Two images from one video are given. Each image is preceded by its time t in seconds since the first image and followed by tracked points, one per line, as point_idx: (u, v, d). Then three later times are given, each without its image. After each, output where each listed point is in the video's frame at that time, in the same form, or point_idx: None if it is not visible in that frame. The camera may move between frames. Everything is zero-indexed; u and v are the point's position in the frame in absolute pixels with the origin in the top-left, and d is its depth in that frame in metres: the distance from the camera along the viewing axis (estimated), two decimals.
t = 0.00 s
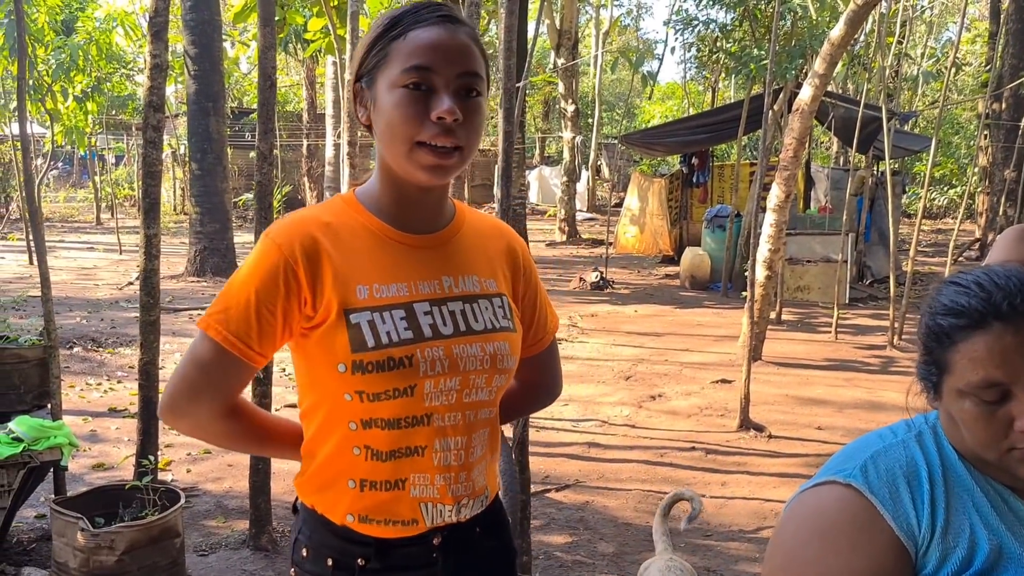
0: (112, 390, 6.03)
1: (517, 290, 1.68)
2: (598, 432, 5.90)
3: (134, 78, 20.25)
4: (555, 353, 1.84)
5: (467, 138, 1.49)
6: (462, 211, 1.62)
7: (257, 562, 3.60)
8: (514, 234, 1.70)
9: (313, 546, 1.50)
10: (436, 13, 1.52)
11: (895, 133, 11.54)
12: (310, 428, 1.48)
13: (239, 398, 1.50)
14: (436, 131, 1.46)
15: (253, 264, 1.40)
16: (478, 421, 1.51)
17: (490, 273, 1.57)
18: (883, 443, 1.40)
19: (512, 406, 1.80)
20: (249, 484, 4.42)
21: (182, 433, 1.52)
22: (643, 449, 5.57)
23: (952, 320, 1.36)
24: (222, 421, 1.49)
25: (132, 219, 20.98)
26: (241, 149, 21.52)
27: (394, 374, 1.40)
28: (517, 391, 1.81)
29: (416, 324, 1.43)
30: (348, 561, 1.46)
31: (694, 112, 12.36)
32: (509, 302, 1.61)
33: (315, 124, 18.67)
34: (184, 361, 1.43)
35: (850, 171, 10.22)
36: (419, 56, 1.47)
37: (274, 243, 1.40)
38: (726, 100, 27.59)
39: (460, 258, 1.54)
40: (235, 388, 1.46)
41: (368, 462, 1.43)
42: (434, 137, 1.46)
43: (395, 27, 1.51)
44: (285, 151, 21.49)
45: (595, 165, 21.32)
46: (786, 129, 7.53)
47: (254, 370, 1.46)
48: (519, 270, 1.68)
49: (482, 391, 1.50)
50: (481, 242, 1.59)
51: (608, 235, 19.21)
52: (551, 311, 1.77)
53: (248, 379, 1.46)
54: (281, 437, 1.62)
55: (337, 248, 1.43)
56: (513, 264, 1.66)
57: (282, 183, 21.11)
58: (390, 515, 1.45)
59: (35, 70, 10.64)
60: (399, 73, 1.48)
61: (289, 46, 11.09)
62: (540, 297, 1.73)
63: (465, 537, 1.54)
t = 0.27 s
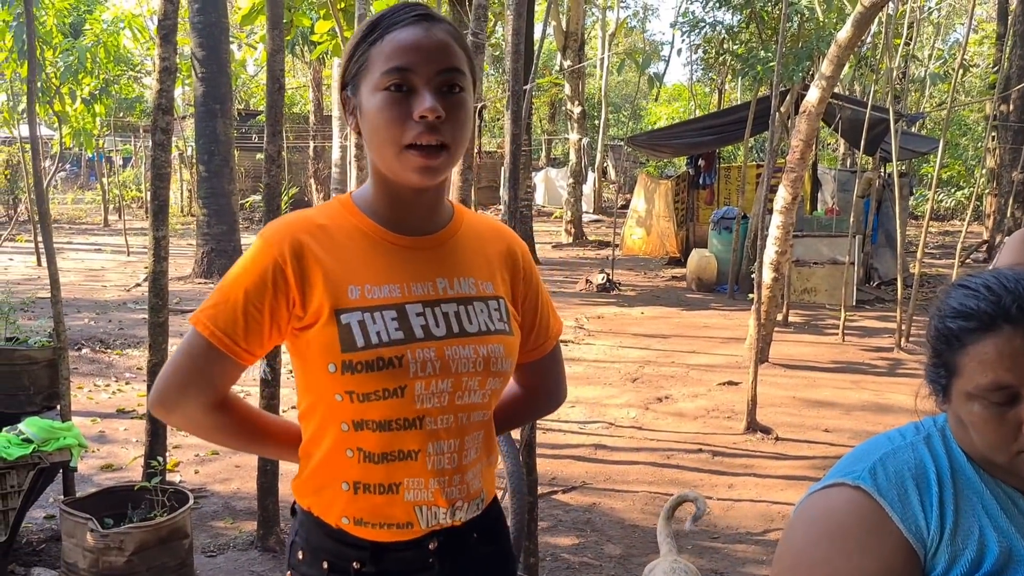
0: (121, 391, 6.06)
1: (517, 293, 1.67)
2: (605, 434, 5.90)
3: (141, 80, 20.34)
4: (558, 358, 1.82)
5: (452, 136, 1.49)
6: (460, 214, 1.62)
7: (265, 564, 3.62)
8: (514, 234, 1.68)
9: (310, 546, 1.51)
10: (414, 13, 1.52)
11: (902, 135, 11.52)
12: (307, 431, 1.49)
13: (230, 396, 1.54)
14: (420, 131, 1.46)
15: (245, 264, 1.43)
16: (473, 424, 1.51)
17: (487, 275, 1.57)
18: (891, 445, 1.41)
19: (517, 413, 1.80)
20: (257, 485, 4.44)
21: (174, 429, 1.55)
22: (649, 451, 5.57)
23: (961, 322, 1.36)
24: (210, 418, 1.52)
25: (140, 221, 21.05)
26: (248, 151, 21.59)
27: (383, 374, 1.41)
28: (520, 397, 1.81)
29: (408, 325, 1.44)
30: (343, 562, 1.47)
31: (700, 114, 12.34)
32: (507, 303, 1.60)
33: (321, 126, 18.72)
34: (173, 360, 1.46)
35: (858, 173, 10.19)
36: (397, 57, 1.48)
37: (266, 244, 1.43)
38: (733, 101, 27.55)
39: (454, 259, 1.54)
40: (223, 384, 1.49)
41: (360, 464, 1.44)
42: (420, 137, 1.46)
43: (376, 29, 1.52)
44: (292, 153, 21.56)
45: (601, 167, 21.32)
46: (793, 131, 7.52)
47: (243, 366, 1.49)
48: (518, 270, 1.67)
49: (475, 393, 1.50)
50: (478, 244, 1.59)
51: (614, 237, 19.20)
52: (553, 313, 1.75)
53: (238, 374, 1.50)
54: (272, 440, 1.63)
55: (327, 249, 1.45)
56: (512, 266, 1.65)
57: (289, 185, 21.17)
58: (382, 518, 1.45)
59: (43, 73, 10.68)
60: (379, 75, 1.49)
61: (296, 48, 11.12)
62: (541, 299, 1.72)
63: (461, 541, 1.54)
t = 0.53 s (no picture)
0: (129, 391, 6.09)
1: (524, 297, 1.63)
2: (612, 434, 5.90)
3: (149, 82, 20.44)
4: (573, 359, 1.78)
5: (445, 136, 1.48)
6: (464, 215, 1.59)
7: (273, 563, 3.63)
8: (522, 234, 1.64)
9: (310, 544, 1.53)
10: (408, 14, 1.52)
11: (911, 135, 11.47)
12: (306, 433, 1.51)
13: (237, 395, 1.59)
14: (410, 132, 1.45)
15: (243, 270, 1.47)
16: (467, 430, 1.49)
17: (486, 277, 1.54)
18: (900, 445, 1.40)
19: (531, 419, 1.78)
20: (265, 485, 4.46)
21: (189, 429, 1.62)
22: (656, 451, 5.56)
23: (970, 322, 1.36)
24: (217, 418, 1.58)
25: (148, 222, 21.17)
26: (256, 152, 21.68)
27: (371, 379, 1.42)
28: (534, 402, 1.79)
29: (397, 330, 1.43)
30: (341, 561, 1.49)
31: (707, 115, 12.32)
32: (509, 306, 1.57)
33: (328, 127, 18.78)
34: (182, 364, 1.53)
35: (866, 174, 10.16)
36: (389, 58, 1.48)
37: (263, 249, 1.46)
38: (739, 102, 27.52)
39: (451, 262, 1.52)
40: (227, 386, 1.55)
41: (353, 468, 1.46)
42: (411, 137, 1.46)
43: (371, 32, 1.53)
44: (299, 155, 21.62)
45: (608, 167, 21.32)
46: (801, 132, 7.50)
47: (248, 369, 1.55)
48: (526, 271, 1.62)
49: (467, 399, 1.48)
50: (479, 246, 1.56)
51: (621, 238, 19.20)
52: (564, 316, 1.71)
53: (243, 376, 1.55)
54: (277, 445, 1.67)
55: (321, 253, 1.46)
56: (518, 268, 1.60)
57: (297, 186, 21.25)
58: (376, 520, 1.46)
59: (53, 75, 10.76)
60: (372, 77, 1.49)
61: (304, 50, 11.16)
62: (550, 302, 1.67)
63: (460, 546, 1.53)
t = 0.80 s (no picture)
0: (137, 395, 6.11)
1: (530, 304, 1.61)
2: (620, 438, 5.88)
3: (157, 86, 20.55)
4: (586, 365, 1.75)
5: (441, 139, 1.46)
6: (470, 218, 1.57)
7: (282, 567, 3.63)
8: (530, 239, 1.61)
9: (315, 545, 1.54)
10: (407, 19, 1.52)
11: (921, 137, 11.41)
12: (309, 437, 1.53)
13: (248, 398, 1.61)
14: (405, 136, 1.44)
15: (246, 276, 1.49)
16: (464, 437, 1.47)
17: (487, 283, 1.51)
18: (909, 450, 1.39)
19: (545, 428, 1.77)
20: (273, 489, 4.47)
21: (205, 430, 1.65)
22: (665, 455, 5.55)
23: (980, 327, 1.35)
24: (229, 420, 1.60)
25: (156, 226, 21.27)
26: (263, 155, 21.76)
27: (364, 386, 1.42)
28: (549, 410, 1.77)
29: (391, 336, 1.43)
30: (341, 563, 1.50)
31: (715, 117, 12.28)
32: (513, 312, 1.54)
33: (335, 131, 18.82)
34: (192, 367, 1.56)
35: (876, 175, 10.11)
36: (386, 62, 1.48)
37: (266, 256, 1.49)
38: (747, 104, 27.45)
39: (450, 267, 1.51)
40: (236, 389, 1.57)
41: (352, 472, 1.47)
42: (406, 140, 1.44)
43: (372, 37, 1.53)
44: (306, 158, 21.69)
45: (615, 170, 21.30)
46: (809, 134, 7.47)
47: (258, 372, 1.57)
48: (532, 277, 1.59)
49: (463, 406, 1.46)
50: (482, 251, 1.54)
51: (629, 241, 19.16)
52: (573, 323, 1.68)
53: (252, 379, 1.57)
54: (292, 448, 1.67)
55: (320, 258, 1.47)
56: (524, 273, 1.58)
57: (304, 189, 21.31)
58: (373, 526, 1.47)
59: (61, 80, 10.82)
60: (370, 80, 1.49)
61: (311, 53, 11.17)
62: (558, 308, 1.64)
63: (459, 555, 1.51)
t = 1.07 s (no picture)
0: (145, 399, 6.13)
1: (535, 310, 1.61)
2: (627, 442, 5.88)
3: (164, 91, 20.65)
4: (591, 371, 1.75)
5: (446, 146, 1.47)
6: (475, 225, 1.58)
7: (289, 571, 3.64)
8: (535, 246, 1.62)
9: (321, 548, 1.55)
10: (413, 28, 1.54)
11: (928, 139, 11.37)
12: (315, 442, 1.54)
13: (256, 403, 1.62)
14: (410, 144, 1.45)
15: (253, 282, 1.50)
16: (468, 442, 1.48)
17: (492, 289, 1.52)
18: (914, 455, 1.39)
19: (552, 434, 1.78)
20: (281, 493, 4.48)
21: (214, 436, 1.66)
22: (672, 459, 5.54)
23: (985, 332, 1.35)
24: (238, 425, 1.61)
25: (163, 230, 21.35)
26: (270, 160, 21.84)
27: (369, 391, 1.43)
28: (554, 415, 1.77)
29: (396, 343, 1.43)
30: (347, 566, 1.50)
31: (722, 120, 12.27)
32: (517, 318, 1.55)
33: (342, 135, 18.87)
34: (200, 373, 1.57)
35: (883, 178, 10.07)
36: (391, 69, 1.50)
37: (273, 262, 1.50)
38: (754, 107, 27.43)
39: (454, 273, 1.51)
40: (245, 395, 1.58)
41: (357, 477, 1.47)
42: (411, 147, 1.45)
43: (377, 46, 1.55)
44: (313, 162, 21.77)
45: (622, 173, 21.31)
46: (816, 137, 7.46)
47: (264, 378, 1.58)
48: (537, 284, 1.59)
49: (467, 412, 1.46)
50: (486, 257, 1.54)
51: (635, 244, 19.14)
52: (578, 328, 1.68)
53: (259, 385, 1.58)
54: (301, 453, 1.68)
55: (326, 263, 1.48)
56: (528, 279, 1.58)
57: (311, 193, 21.38)
58: (379, 530, 1.47)
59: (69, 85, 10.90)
60: (375, 88, 1.50)
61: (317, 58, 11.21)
62: (563, 313, 1.64)
63: (464, 560, 1.51)
